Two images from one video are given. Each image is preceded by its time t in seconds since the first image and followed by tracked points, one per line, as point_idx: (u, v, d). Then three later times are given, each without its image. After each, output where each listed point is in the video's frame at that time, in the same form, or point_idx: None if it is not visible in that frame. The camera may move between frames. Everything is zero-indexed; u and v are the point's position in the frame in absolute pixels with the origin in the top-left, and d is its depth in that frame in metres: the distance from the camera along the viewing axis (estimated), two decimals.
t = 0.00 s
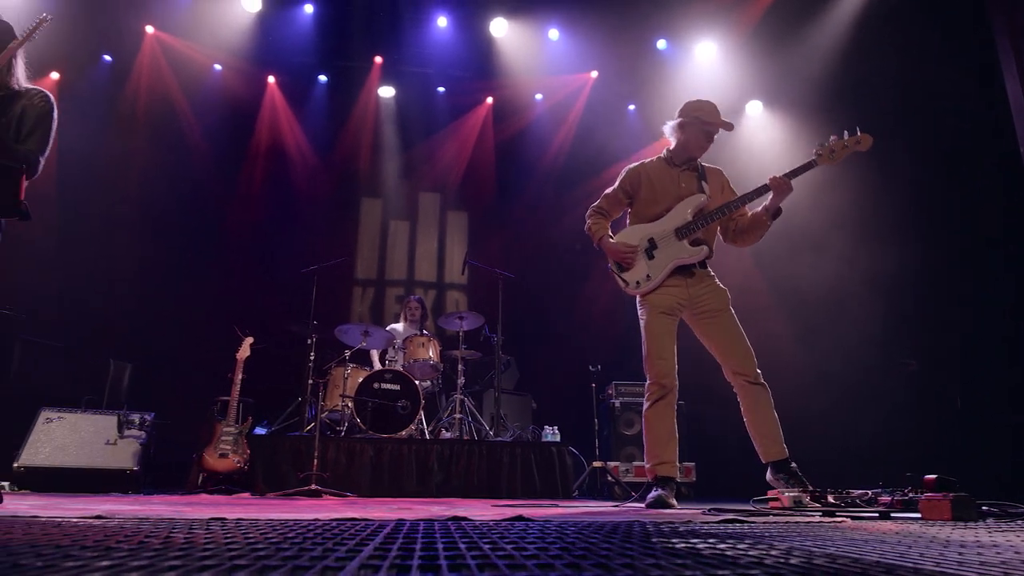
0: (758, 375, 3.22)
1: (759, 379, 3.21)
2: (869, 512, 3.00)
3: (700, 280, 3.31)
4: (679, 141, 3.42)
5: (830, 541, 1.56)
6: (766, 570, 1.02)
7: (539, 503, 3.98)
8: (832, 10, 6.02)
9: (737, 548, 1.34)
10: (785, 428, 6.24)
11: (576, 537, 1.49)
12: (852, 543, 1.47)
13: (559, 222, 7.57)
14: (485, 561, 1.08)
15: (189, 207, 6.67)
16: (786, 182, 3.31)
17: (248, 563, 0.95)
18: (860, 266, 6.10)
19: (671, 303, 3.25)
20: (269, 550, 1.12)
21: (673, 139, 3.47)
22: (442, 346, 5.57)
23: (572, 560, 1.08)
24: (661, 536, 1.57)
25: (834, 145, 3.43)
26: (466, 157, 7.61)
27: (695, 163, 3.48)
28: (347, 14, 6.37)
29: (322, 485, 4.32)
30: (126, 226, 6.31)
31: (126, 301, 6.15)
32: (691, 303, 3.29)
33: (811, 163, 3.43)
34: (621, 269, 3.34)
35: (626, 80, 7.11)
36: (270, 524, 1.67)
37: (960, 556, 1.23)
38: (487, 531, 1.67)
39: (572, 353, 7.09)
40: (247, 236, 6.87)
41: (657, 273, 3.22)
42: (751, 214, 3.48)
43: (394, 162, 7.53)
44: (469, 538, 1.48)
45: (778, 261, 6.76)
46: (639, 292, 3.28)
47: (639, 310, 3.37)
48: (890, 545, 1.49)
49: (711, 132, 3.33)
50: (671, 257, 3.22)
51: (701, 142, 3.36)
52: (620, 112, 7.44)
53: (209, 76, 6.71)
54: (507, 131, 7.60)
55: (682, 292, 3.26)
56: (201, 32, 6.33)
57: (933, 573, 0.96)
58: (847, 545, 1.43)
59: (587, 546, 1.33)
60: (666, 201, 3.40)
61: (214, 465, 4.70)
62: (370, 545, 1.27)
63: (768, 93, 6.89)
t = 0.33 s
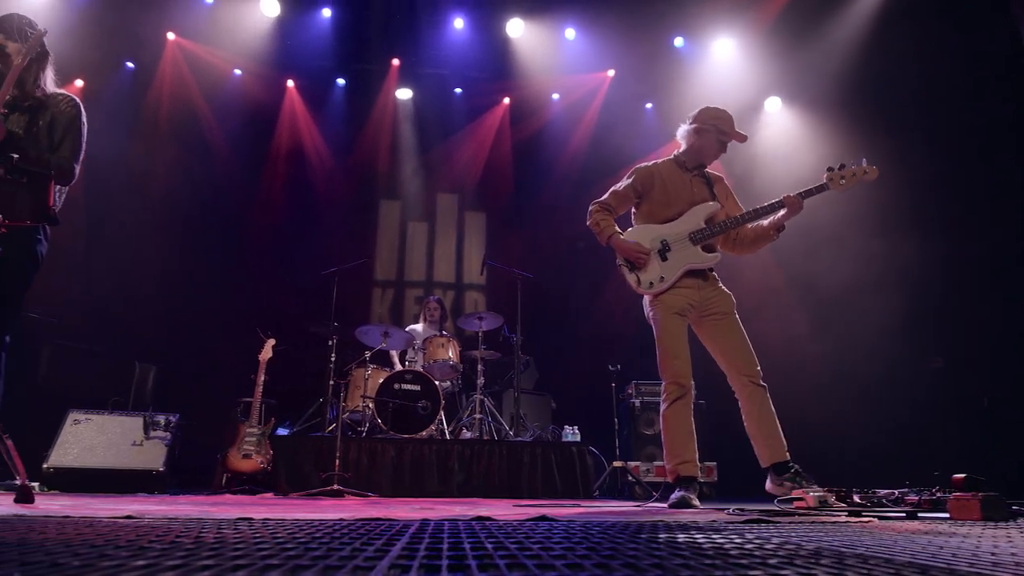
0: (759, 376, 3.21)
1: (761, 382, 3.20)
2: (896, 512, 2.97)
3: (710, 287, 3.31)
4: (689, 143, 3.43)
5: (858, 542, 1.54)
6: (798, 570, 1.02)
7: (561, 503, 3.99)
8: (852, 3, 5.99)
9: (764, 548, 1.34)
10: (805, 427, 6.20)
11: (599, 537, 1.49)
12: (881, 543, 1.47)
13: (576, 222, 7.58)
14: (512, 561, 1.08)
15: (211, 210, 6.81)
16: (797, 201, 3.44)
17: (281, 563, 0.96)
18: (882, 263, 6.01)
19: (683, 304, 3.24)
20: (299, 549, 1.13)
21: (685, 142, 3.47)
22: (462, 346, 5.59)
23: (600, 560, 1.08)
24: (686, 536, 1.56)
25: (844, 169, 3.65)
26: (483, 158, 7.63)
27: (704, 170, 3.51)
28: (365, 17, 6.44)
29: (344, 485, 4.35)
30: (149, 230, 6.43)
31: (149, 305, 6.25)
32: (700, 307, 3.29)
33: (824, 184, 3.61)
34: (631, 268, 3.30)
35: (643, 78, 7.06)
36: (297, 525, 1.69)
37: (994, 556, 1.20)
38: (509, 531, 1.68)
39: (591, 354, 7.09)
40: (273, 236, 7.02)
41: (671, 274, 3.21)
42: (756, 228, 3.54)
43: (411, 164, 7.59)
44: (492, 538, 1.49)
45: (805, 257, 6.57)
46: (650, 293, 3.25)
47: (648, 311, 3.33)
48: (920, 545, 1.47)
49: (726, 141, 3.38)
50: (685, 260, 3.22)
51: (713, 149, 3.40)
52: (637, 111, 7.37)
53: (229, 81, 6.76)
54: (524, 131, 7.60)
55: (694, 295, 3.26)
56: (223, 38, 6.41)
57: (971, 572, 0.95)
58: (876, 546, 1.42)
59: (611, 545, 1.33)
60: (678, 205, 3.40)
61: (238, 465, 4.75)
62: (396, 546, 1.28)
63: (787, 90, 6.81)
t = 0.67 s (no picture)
0: (762, 397, 3.15)
1: (762, 403, 3.16)
2: (930, 511, 2.92)
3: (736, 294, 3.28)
4: (715, 153, 3.41)
5: (894, 542, 1.52)
6: (834, 570, 1.01)
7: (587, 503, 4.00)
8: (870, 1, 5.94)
9: (798, 548, 1.33)
10: (831, 425, 6.14)
11: (631, 537, 1.49)
12: (918, 543, 1.45)
13: (597, 221, 7.56)
14: (545, 561, 1.09)
15: (238, 215, 6.92)
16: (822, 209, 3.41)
17: (318, 563, 0.98)
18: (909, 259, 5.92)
19: (709, 309, 3.22)
20: (334, 549, 1.15)
21: (710, 153, 3.45)
22: (486, 346, 5.61)
23: (634, 561, 1.08)
24: (717, 536, 1.55)
25: (868, 178, 3.64)
26: (504, 158, 7.64)
27: (729, 180, 3.48)
28: (386, 21, 6.49)
29: (370, 485, 4.39)
30: (175, 234, 6.54)
31: (177, 308, 6.37)
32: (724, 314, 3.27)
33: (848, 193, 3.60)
34: (657, 273, 3.27)
35: (665, 76, 7.01)
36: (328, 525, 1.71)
37: None
38: (539, 531, 1.68)
39: (614, 353, 7.09)
40: (297, 239, 7.13)
41: (698, 279, 3.18)
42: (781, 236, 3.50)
43: (434, 166, 7.63)
44: (523, 538, 1.50)
45: (825, 254, 6.46)
46: (676, 297, 3.22)
47: (674, 314, 3.32)
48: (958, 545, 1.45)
49: (749, 150, 3.36)
50: (711, 265, 3.19)
51: (738, 159, 3.38)
52: (658, 110, 7.33)
53: (252, 86, 6.85)
54: (545, 131, 7.59)
55: (720, 300, 3.24)
56: (246, 45, 6.48)
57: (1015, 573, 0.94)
58: (913, 546, 1.40)
59: (644, 545, 1.33)
60: (703, 214, 3.36)
61: (267, 466, 4.82)
62: (430, 546, 1.29)
63: (810, 85, 6.73)
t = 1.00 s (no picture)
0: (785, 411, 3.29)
1: (785, 416, 3.29)
2: (961, 511, 2.88)
3: (772, 307, 3.40)
4: (748, 179, 3.59)
5: (926, 542, 1.51)
6: (869, 570, 1.01)
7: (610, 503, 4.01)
8: None
9: (829, 548, 1.32)
10: (854, 424, 6.08)
11: (658, 538, 1.49)
12: (950, 543, 1.44)
13: (616, 220, 7.56)
14: (575, 561, 1.09)
15: (260, 219, 7.01)
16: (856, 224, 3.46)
17: (350, 562, 0.99)
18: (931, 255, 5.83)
19: (745, 322, 3.36)
20: (363, 549, 1.16)
21: (744, 180, 3.64)
22: (506, 346, 5.63)
23: (666, 560, 1.09)
24: (746, 536, 1.55)
25: (895, 195, 3.82)
26: (523, 159, 7.65)
27: (765, 203, 3.65)
28: (404, 24, 6.53)
29: (393, 486, 4.42)
30: (198, 238, 6.65)
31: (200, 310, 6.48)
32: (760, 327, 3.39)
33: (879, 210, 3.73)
34: (696, 292, 3.48)
35: (683, 73, 6.96)
36: (356, 525, 1.73)
37: None
38: (566, 531, 1.69)
39: (633, 353, 7.09)
40: (317, 242, 7.17)
41: (733, 294, 3.35)
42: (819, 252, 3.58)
43: (453, 168, 7.64)
44: (548, 538, 1.51)
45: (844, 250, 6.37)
46: (713, 312, 3.40)
47: (714, 328, 3.49)
48: (993, 546, 1.43)
49: (780, 172, 3.51)
50: (746, 281, 3.36)
51: (769, 182, 3.55)
52: (678, 107, 7.29)
53: (273, 91, 6.91)
54: (563, 131, 7.58)
55: (756, 315, 3.37)
56: (265, 50, 6.55)
57: None
58: (946, 546, 1.39)
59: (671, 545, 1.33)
60: (739, 235, 3.55)
61: (290, 467, 4.88)
62: (458, 545, 1.30)
63: (831, 79, 6.64)
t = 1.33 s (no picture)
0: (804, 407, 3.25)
1: (804, 411, 3.26)
2: (991, 510, 2.84)
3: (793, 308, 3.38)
4: (775, 183, 3.58)
5: (958, 542, 1.49)
6: (903, 570, 1.01)
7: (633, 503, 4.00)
8: None
9: (860, 548, 1.32)
10: (876, 422, 6.02)
11: (684, 538, 1.49)
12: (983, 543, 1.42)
13: (633, 219, 7.52)
14: (603, 561, 1.09)
15: (280, 222, 7.08)
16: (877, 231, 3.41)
17: (379, 562, 1.00)
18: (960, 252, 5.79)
19: (765, 319, 3.36)
20: (391, 549, 1.17)
21: (769, 184, 3.62)
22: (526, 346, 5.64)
23: (695, 560, 1.09)
24: (774, 536, 1.55)
25: (918, 204, 3.79)
26: (541, 158, 7.64)
27: (790, 206, 3.63)
28: (422, 28, 6.57)
29: (414, 486, 4.45)
30: (218, 241, 6.73)
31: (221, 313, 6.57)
32: (781, 325, 3.36)
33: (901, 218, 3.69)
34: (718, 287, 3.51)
35: (702, 71, 6.92)
36: (381, 525, 1.75)
37: None
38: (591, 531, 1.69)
39: (652, 352, 7.07)
40: (337, 244, 7.22)
41: (753, 290, 3.36)
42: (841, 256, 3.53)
43: (471, 170, 7.66)
44: (574, 538, 1.51)
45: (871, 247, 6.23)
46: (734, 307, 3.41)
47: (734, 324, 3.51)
48: None
49: (804, 177, 3.47)
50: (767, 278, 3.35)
51: (795, 187, 3.51)
52: (697, 105, 7.24)
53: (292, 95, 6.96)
54: (581, 130, 7.56)
55: (776, 312, 3.36)
56: (285, 55, 6.61)
57: None
58: (979, 546, 1.38)
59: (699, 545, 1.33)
60: (762, 235, 3.55)
61: (313, 467, 4.94)
62: (485, 545, 1.31)
63: (853, 75, 6.54)
